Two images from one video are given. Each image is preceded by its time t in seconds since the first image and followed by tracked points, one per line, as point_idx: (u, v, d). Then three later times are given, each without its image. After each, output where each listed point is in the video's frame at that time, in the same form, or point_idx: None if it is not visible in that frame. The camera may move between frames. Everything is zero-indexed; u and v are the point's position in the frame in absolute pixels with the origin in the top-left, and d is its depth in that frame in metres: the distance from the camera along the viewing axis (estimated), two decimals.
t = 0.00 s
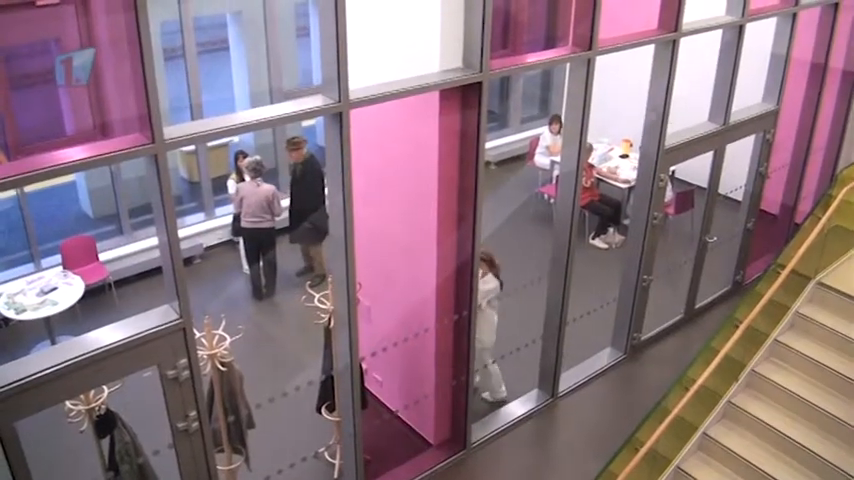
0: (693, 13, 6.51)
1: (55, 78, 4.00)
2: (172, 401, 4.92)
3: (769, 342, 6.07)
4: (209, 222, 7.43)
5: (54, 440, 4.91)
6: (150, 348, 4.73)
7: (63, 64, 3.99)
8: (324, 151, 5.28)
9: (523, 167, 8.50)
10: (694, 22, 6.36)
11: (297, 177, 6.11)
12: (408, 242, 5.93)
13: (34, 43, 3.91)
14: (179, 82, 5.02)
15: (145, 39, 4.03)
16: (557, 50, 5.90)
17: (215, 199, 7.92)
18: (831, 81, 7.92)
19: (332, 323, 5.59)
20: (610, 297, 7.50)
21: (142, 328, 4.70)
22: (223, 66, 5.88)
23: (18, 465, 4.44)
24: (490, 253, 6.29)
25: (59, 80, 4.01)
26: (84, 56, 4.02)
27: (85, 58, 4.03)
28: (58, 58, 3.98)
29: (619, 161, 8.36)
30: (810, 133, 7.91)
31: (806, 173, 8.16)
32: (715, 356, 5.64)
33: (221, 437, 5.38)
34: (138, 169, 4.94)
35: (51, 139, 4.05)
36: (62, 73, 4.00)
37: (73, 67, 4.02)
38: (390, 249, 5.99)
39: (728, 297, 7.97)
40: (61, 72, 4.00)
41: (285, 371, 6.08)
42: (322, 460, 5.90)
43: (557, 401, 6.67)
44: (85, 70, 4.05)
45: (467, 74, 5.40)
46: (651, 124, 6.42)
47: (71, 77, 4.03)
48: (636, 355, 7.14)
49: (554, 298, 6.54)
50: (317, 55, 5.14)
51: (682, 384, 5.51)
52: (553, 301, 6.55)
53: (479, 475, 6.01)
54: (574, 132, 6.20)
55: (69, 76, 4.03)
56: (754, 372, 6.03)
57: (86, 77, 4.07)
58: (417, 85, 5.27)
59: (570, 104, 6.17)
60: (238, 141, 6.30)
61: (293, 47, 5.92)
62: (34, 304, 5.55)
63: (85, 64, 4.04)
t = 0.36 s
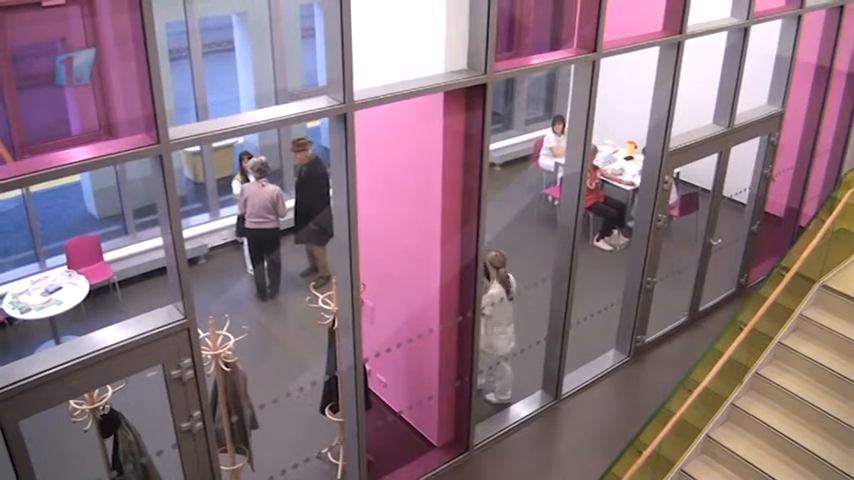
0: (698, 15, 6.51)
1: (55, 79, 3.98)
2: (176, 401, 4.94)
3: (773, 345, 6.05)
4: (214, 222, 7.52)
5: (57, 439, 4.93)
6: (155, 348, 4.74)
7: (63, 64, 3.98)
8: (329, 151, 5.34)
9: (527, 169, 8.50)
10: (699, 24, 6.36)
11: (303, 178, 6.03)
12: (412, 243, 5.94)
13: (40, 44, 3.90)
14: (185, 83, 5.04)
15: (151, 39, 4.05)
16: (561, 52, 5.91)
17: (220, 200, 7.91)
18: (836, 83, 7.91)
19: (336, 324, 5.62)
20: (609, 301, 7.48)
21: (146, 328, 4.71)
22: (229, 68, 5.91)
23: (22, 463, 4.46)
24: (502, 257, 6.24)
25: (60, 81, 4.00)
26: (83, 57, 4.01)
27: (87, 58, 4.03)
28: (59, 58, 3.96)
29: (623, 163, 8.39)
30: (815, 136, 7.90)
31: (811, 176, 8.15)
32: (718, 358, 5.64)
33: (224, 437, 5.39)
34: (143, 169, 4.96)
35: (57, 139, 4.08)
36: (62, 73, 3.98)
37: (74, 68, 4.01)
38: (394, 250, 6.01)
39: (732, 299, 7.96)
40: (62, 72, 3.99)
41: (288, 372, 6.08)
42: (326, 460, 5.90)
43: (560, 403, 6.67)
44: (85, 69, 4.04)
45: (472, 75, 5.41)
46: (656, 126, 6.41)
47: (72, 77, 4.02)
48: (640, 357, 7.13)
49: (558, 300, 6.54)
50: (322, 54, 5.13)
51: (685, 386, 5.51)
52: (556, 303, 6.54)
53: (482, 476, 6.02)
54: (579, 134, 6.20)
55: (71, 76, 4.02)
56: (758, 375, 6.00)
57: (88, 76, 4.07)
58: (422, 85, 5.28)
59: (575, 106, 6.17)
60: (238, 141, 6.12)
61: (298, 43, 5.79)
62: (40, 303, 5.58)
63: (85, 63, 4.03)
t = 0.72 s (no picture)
0: (701, 15, 6.50)
1: (56, 78, 3.98)
2: (178, 401, 4.95)
3: (775, 346, 6.04)
4: (218, 222, 7.56)
5: (61, 439, 4.94)
6: (158, 347, 4.75)
7: (64, 64, 3.97)
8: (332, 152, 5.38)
9: (531, 170, 8.49)
10: (702, 25, 6.35)
11: (305, 179, 6.06)
12: (415, 244, 5.94)
13: (43, 44, 3.90)
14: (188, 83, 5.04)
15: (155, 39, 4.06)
16: (564, 53, 5.90)
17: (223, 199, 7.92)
18: (839, 84, 7.90)
19: (338, 324, 5.64)
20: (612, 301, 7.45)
21: (148, 328, 4.72)
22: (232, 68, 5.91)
23: (25, 462, 4.47)
24: (511, 257, 6.20)
25: (60, 81, 4.00)
26: (83, 56, 4.00)
27: (86, 58, 4.01)
28: (59, 58, 3.96)
29: (626, 164, 8.38)
30: (818, 137, 7.90)
31: (813, 176, 8.13)
32: (721, 359, 5.63)
33: (227, 437, 5.40)
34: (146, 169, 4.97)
35: (60, 140, 4.08)
36: (62, 72, 3.97)
37: (73, 68, 4.00)
38: (396, 251, 6.01)
39: (735, 300, 7.95)
40: (62, 72, 3.98)
41: (292, 372, 5.98)
42: (328, 460, 5.91)
43: (562, 403, 6.66)
44: (86, 69, 4.03)
45: (475, 75, 5.46)
46: (659, 127, 6.40)
47: (72, 77, 4.02)
48: (642, 358, 7.12)
49: (560, 301, 6.54)
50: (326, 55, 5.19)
51: (688, 387, 5.52)
52: (559, 304, 6.54)
53: (483, 476, 6.02)
54: (581, 134, 6.20)
55: (72, 76, 4.02)
56: (760, 375, 5.99)
57: (88, 75, 4.06)
58: (426, 85, 5.32)
59: (577, 106, 6.16)
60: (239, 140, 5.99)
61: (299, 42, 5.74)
62: (42, 303, 5.62)
63: (86, 63, 4.02)
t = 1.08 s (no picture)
0: (701, 15, 6.51)
1: (57, 79, 3.99)
2: (178, 401, 4.95)
3: (775, 345, 6.04)
4: (216, 223, 7.52)
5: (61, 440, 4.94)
6: (158, 348, 4.76)
7: (64, 64, 3.98)
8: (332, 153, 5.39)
9: (531, 170, 8.49)
10: (702, 25, 6.36)
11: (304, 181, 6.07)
12: (416, 244, 5.93)
13: (43, 45, 3.91)
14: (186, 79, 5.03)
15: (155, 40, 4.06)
16: (564, 53, 5.91)
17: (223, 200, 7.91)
18: (839, 83, 7.90)
19: (338, 325, 5.64)
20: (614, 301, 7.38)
21: (148, 328, 4.73)
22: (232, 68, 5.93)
23: (26, 463, 4.48)
24: (520, 255, 6.08)
25: (60, 81, 4.00)
26: (84, 57, 4.01)
27: (86, 58, 4.02)
28: (59, 58, 3.96)
29: (626, 164, 8.46)
30: (818, 136, 7.90)
31: (814, 176, 8.13)
32: (720, 359, 5.64)
33: (227, 438, 5.40)
34: (146, 170, 4.98)
35: (60, 140, 4.09)
36: (62, 73, 3.98)
37: (73, 68, 4.00)
38: (397, 252, 5.99)
39: (735, 300, 7.95)
40: (62, 72, 3.99)
41: (291, 373, 5.95)
42: (328, 461, 5.91)
43: (562, 403, 6.67)
44: (85, 69, 4.04)
45: (475, 75, 5.48)
46: (658, 127, 6.41)
47: (72, 77, 4.02)
48: (642, 358, 7.13)
49: (559, 301, 6.54)
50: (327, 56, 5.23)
51: (688, 387, 5.53)
52: (558, 304, 6.55)
53: (484, 477, 6.02)
54: (582, 134, 6.20)
55: (72, 76, 4.02)
56: (760, 375, 5.99)
57: (87, 75, 4.06)
58: (427, 85, 5.34)
59: (577, 107, 6.17)
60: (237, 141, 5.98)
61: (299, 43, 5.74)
62: (42, 304, 5.64)
63: (86, 63, 4.03)
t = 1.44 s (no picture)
0: (696, 15, 6.52)
1: (56, 79, 4.00)
2: (174, 402, 4.96)
3: (771, 344, 6.06)
4: (212, 224, 7.14)
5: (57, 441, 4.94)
6: (153, 348, 4.75)
7: (64, 64, 4.00)
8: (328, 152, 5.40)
9: (526, 170, 8.49)
10: (698, 24, 6.37)
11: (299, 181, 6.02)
12: (411, 244, 5.95)
13: (39, 45, 3.92)
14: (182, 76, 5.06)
15: (150, 40, 4.07)
16: (560, 53, 5.92)
17: (218, 201, 7.64)
18: (834, 83, 7.92)
19: (335, 325, 5.65)
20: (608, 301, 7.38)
21: (145, 329, 4.73)
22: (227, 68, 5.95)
23: (21, 464, 4.47)
24: (525, 250, 6.17)
25: (60, 81, 4.02)
26: (83, 57, 4.03)
27: (87, 58, 4.05)
28: (59, 58, 3.98)
29: (622, 164, 8.47)
30: (813, 136, 7.92)
31: (809, 176, 8.16)
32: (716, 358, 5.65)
33: (224, 438, 5.41)
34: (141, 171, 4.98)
35: (56, 141, 4.08)
36: (62, 73, 4.00)
37: (73, 68, 4.02)
38: (393, 252, 6.01)
39: (731, 299, 7.98)
40: (62, 72, 4.01)
41: (287, 372, 6.00)
42: (325, 461, 5.94)
43: (559, 403, 6.67)
44: (86, 69, 4.06)
45: (470, 75, 5.48)
46: (654, 127, 6.42)
47: (72, 77, 4.04)
48: (638, 357, 7.13)
49: (555, 300, 6.54)
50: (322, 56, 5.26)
51: (684, 386, 5.54)
52: (553, 304, 6.54)
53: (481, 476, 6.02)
54: (577, 134, 6.21)
55: (71, 76, 4.03)
56: (757, 374, 6.01)
57: (86, 76, 4.08)
58: (421, 85, 5.35)
59: (573, 106, 6.18)
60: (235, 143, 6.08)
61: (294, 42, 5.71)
62: (38, 304, 5.65)
63: (86, 63, 4.04)
